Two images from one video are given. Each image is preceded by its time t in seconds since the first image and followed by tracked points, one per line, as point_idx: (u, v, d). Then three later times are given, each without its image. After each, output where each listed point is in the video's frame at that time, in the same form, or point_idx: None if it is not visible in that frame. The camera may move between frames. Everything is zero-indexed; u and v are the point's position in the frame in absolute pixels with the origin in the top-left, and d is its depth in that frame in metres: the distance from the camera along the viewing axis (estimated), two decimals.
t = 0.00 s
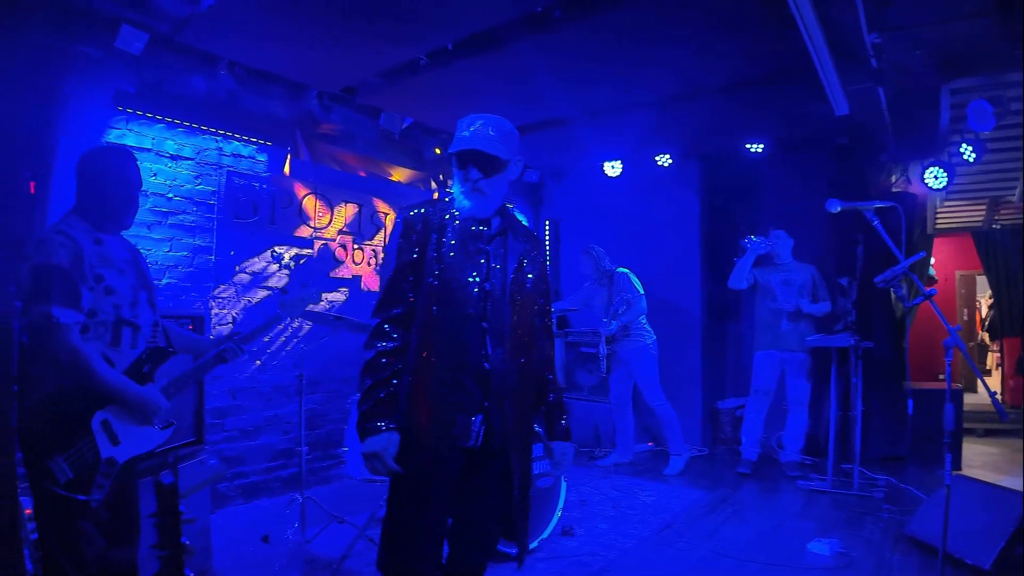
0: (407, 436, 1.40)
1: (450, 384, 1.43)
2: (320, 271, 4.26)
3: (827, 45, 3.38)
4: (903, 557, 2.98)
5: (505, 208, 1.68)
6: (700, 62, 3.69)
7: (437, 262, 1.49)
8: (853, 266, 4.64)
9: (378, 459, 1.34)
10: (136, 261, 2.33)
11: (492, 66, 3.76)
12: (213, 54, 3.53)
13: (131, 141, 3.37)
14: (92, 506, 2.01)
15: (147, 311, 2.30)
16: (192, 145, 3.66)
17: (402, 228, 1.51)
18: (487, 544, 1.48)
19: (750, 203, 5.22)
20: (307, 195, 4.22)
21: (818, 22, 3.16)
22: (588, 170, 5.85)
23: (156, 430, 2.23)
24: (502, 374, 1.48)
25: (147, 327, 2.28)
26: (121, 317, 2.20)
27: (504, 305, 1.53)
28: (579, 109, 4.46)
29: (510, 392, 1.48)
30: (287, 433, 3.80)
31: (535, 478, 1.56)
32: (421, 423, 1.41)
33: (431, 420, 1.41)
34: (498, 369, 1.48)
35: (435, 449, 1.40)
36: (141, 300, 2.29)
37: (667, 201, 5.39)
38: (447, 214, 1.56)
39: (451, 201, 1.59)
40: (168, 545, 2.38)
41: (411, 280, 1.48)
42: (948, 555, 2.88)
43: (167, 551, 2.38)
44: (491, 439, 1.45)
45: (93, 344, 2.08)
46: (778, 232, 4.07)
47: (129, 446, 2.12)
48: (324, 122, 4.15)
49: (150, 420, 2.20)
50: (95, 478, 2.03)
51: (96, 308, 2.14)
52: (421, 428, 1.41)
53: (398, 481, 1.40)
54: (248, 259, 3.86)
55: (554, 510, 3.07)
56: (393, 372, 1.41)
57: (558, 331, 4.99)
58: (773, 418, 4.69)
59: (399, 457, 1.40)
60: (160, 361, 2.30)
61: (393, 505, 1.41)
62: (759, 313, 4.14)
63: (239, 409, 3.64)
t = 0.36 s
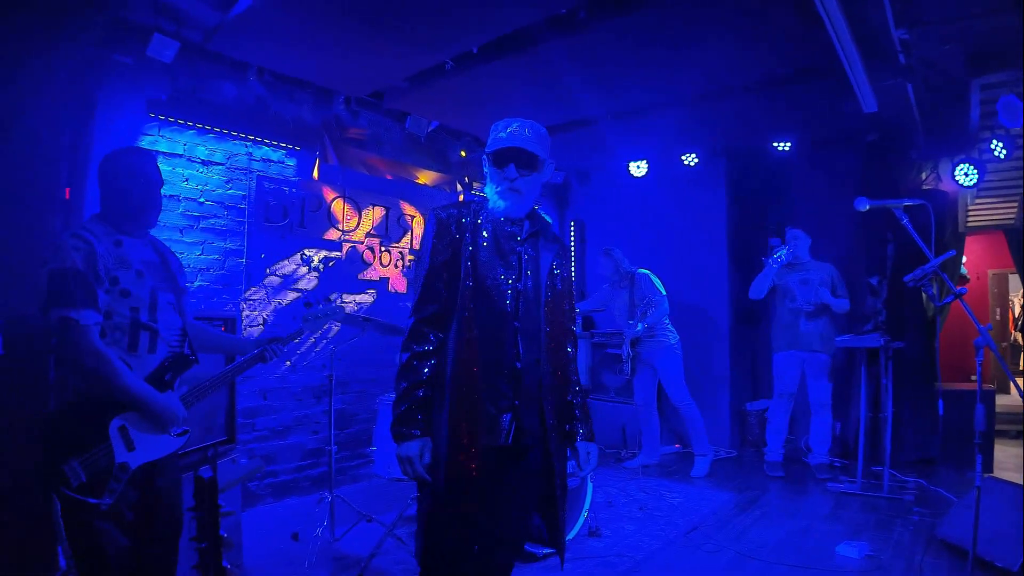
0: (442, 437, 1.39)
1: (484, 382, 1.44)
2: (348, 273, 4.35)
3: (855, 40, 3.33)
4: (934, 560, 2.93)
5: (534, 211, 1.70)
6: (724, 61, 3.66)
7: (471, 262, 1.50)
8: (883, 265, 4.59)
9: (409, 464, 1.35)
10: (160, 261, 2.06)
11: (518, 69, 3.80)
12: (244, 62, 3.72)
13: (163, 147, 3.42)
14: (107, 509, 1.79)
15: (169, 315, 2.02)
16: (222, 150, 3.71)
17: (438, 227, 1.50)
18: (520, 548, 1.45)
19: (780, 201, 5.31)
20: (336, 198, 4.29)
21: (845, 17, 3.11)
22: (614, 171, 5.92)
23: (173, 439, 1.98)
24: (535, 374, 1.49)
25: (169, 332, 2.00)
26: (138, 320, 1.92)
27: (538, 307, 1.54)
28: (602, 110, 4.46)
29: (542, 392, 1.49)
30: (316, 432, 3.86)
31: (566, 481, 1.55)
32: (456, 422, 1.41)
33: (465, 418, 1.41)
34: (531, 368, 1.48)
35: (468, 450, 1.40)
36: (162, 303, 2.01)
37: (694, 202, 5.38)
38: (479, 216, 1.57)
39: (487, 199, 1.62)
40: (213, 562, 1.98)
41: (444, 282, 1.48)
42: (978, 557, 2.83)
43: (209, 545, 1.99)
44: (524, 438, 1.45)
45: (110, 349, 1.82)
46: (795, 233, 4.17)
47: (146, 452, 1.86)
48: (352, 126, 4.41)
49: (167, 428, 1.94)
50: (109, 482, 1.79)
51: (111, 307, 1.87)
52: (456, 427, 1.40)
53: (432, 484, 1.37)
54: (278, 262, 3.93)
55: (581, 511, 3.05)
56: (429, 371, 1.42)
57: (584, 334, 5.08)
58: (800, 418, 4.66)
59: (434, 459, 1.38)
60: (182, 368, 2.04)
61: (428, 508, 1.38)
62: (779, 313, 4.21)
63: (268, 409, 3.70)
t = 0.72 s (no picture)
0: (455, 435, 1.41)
1: (496, 382, 1.46)
2: (363, 273, 4.40)
3: (866, 39, 3.32)
4: (947, 560, 2.92)
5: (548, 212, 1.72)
6: (734, 61, 3.67)
7: (482, 263, 1.52)
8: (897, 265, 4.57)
9: (417, 461, 1.37)
10: (192, 260, 2.09)
11: (530, 71, 3.82)
12: (259, 67, 3.79)
13: (180, 150, 3.47)
14: (127, 498, 1.77)
15: (195, 312, 2.04)
16: (238, 153, 3.77)
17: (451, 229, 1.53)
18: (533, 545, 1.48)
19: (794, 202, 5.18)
20: (350, 200, 4.36)
21: (856, 16, 3.10)
22: (627, 171, 5.93)
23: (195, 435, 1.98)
24: (545, 373, 1.51)
25: (196, 329, 2.02)
26: (163, 314, 1.94)
27: (548, 307, 1.57)
28: (613, 111, 4.48)
29: (552, 391, 1.51)
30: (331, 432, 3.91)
31: (576, 478, 1.57)
32: (469, 421, 1.42)
33: (478, 417, 1.43)
34: (541, 367, 1.51)
35: (481, 448, 1.41)
36: (188, 300, 2.02)
37: (706, 202, 5.39)
38: (493, 218, 1.59)
39: (513, 197, 1.63)
40: (235, 550, 2.01)
41: (456, 282, 1.50)
42: (992, 557, 2.82)
43: (231, 534, 2.00)
44: (535, 436, 1.47)
45: (133, 343, 1.86)
46: (794, 232, 4.26)
47: (167, 443, 1.87)
48: (366, 128, 4.44)
49: (190, 419, 1.98)
50: (129, 469, 1.79)
51: (136, 301, 1.90)
52: (469, 426, 1.42)
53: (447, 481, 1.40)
54: (293, 263, 3.98)
55: (593, 511, 3.06)
56: (441, 371, 1.45)
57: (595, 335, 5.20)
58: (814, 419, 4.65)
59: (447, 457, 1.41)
60: (211, 364, 2.08)
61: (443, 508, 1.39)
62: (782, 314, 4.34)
63: (284, 408, 3.76)
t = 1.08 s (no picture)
0: (462, 434, 1.43)
1: (501, 381, 1.48)
2: (369, 274, 4.43)
3: (868, 39, 3.33)
4: (951, 560, 2.93)
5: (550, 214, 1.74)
6: (737, 62, 3.68)
7: (486, 264, 1.54)
8: (902, 265, 4.56)
9: (427, 459, 1.40)
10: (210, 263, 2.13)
11: (534, 72, 3.84)
12: (266, 71, 3.86)
13: (187, 153, 3.48)
14: (142, 492, 1.74)
15: (210, 313, 2.06)
16: (245, 155, 3.78)
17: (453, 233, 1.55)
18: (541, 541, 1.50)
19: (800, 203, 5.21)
20: (356, 202, 4.39)
21: (858, 17, 3.11)
22: (631, 172, 5.96)
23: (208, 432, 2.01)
24: (549, 372, 1.54)
25: (211, 329, 2.05)
26: (178, 313, 1.97)
27: (551, 306, 1.60)
28: (617, 112, 4.50)
29: (555, 390, 1.54)
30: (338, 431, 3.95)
31: (581, 474, 1.59)
32: (475, 421, 1.44)
33: (484, 416, 1.45)
34: (546, 366, 1.53)
35: (487, 447, 1.43)
36: (203, 300, 2.05)
37: (710, 202, 5.40)
38: (496, 219, 1.61)
39: (519, 198, 1.65)
40: (241, 543, 1.98)
41: (460, 282, 1.53)
42: (993, 556, 2.83)
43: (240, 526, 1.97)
44: (540, 434, 1.49)
45: (150, 342, 1.89)
46: (786, 231, 4.42)
47: (182, 439, 1.89)
48: (371, 131, 4.52)
49: (206, 416, 2.03)
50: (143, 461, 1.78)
51: (152, 301, 1.93)
52: (475, 425, 1.44)
53: (454, 480, 1.41)
54: (300, 264, 4.02)
55: (597, 510, 3.07)
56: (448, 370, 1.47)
57: (601, 334, 5.28)
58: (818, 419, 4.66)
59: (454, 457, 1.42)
60: (226, 364, 2.12)
61: (452, 507, 1.41)
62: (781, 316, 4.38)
63: (292, 408, 3.80)
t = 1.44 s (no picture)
0: (459, 434, 1.44)
1: (497, 381, 1.49)
2: (370, 276, 4.45)
3: (868, 40, 3.34)
4: (952, 561, 2.93)
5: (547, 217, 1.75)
6: (739, 64, 3.69)
7: (483, 265, 1.56)
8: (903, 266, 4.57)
9: (424, 459, 1.42)
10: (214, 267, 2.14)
11: (536, 74, 3.85)
12: (267, 73, 3.87)
13: (189, 155, 3.54)
14: (151, 487, 1.78)
15: (213, 314, 2.07)
16: (247, 158, 3.82)
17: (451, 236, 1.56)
18: (536, 540, 1.51)
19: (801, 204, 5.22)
20: (357, 204, 4.41)
21: (857, 18, 3.12)
22: (633, 174, 5.98)
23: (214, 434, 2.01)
24: (544, 372, 1.56)
25: (214, 331, 2.05)
26: (180, 315, 1.97)
27: (547, 307, 1.62)
28: (619, 114, 4.51)
29: (550, 391, 1.56)
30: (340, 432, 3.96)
31: (575, 474, 1.61)
32: (471, 422, 1.45)
33: (480, 418, 1.46)
34: (541, 366, 1.55)
35: (484, 448, 1.44)
36: (205, 302, 2.05)
37: (712, 204, 5.41)
38: (493, 221, 1.62)
39: (515, 201, 1.66)
40: (240, 543, 1.93)
41: (456, 283, 1.54)
42: (993, 556, 2.84)
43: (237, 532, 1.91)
44: (536, 433, 1.51)
45: (152, 344, 1.89)
46: (785, 231, 4.46)
47: (188, 438, 1.90)
48: (372, 133, 4.51)
49: (212, 417, 2.01)
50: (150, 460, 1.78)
51: (153, 304, 1.93)
52: (472, 426, 1.45)
53: (451, 481, 1.42)
54: (302, 265, 4.04)
55: (598, 511, 3.09)
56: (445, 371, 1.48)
57: (602, 335, 5.30)
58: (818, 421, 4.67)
59: (451, 457, 1.43)
60: (231, 365, 2.12)
61: (448, 509, 1.42)
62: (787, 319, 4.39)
63: (294, 409, 3.81)
